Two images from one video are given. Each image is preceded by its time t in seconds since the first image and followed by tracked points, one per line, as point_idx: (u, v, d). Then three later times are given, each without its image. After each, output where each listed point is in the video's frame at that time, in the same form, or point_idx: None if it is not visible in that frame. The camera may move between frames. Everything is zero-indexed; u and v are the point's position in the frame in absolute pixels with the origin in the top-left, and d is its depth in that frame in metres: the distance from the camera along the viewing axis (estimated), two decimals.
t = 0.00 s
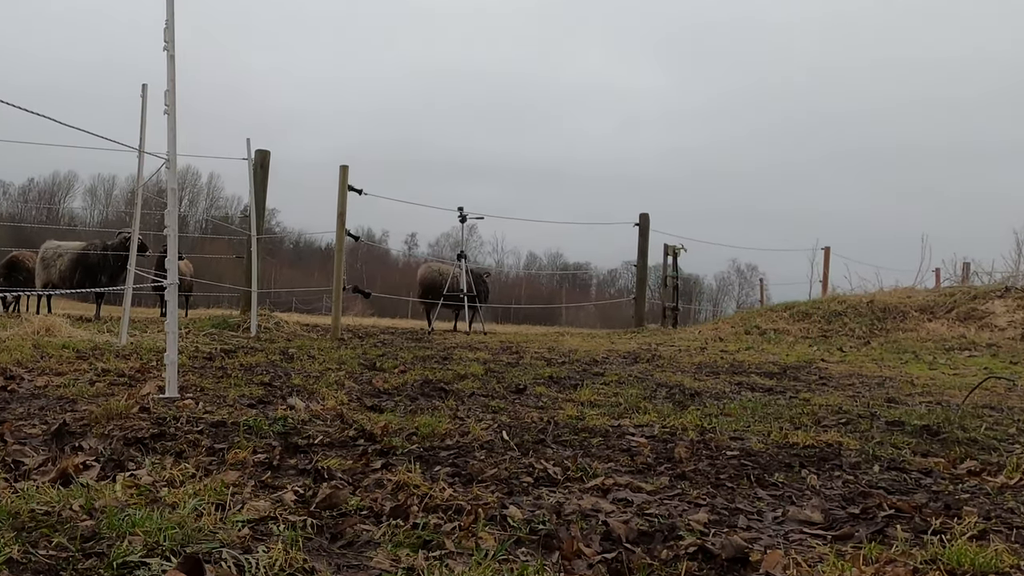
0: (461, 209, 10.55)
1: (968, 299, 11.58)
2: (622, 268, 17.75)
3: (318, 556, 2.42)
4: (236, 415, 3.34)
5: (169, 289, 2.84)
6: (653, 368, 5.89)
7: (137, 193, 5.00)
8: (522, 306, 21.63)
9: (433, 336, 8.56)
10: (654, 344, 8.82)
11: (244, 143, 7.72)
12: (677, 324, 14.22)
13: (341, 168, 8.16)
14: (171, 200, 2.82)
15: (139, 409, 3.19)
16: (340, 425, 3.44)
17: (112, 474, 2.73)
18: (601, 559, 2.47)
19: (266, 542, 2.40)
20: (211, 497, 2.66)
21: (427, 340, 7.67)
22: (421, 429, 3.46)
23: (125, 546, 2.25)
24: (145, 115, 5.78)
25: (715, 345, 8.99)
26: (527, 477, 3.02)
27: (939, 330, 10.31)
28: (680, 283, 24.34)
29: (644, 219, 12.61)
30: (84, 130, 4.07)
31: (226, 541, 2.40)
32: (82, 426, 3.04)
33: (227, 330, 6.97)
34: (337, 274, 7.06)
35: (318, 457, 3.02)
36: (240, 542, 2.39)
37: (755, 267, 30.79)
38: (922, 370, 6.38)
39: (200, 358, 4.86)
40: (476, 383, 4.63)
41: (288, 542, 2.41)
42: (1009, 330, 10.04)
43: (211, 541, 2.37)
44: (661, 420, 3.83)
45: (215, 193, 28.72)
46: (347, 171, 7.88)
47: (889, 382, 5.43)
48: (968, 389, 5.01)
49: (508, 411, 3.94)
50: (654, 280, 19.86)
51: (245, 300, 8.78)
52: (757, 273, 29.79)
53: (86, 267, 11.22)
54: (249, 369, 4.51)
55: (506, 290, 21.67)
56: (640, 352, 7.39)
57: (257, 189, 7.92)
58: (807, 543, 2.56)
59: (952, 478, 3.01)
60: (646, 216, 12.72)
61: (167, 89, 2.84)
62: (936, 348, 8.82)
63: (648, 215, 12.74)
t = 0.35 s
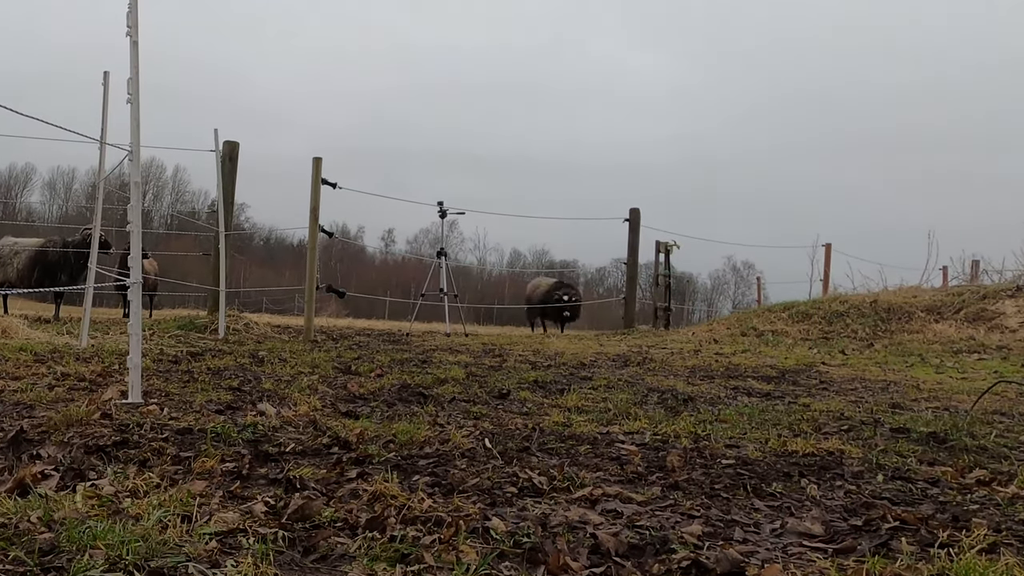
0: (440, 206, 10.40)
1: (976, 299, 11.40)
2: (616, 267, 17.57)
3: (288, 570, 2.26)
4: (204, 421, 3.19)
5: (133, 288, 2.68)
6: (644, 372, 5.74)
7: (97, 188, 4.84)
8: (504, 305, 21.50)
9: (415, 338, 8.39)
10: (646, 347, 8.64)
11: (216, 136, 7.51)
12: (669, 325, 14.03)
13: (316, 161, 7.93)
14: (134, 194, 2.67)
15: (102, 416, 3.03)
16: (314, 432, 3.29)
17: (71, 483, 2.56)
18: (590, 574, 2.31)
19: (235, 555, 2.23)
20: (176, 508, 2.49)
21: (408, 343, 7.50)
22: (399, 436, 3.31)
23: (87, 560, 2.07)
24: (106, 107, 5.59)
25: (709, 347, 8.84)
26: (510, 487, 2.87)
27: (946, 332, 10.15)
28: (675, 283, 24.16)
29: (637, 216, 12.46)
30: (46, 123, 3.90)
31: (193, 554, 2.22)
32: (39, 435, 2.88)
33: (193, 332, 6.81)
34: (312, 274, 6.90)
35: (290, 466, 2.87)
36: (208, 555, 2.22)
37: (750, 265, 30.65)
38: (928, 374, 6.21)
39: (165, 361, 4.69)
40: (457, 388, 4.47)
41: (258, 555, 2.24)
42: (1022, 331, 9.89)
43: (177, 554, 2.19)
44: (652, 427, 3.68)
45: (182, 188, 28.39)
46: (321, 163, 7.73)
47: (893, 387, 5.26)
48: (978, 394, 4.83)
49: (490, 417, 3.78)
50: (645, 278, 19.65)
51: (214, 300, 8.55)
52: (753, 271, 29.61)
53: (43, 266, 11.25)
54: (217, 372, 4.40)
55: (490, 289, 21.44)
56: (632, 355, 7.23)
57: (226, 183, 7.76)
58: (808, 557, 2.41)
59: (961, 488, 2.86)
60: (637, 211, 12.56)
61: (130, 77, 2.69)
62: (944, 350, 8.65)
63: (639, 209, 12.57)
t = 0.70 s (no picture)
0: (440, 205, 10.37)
1: (976, 299, 11.39)
2: (615, 267, 17.55)
3: (288, 570, 2.26)
4: (204, 421, 3.19)
5: (133, 288, 2.68)
6: (644, 372, 5.73)
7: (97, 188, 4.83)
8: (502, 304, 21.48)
9: (415, 338, 8.38)
10: (646, 347, 8.63)
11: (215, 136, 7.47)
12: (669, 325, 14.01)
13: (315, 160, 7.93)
14: (134, 194, 2.67)
15: (101, 416, 3.03)
16: (314, 432, 3.29)
17: (71, 483, 2.56)
18: (590, 574, 2.31)
19: (235, 555, 2.23)
20: (176, 508, 2.49)
21: (408, 342, 7.50)
22: (398, 436, 3.31)
23: (87, 560, 2.08)
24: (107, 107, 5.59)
25: (709, 347, 8.82)
26: (510, 487, 2.87)
27: (946, 332, 10.13)
28: (673, 282, 24.14)
29: (637, 215, 12.45)
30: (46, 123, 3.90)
31: (193, 554, 2.22)
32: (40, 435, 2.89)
33: (193, 332, 6.81)
34: (313, 274, 6.88)
35: (290, 466, 2.87)
36: (208, 555, 2.22)
37: (750, 264, 30.54)
38: (929, 374, 6.20)
39: (165, 361, 4.69)
40: (458, 387, 4.46)
41: (258, 555, 2.25)
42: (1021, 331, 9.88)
43: (177, 554, 2.19)
44: (652, 427, 3.68)
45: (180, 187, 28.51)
46: (320, 162, 7.70)
47: (894, 387, 5.25)
48: (980, 394, 4.82)
49: (490, 417, 3.78)
50: (645, 276, 19.61)
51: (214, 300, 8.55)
52: (753, 270, 29.54)
53: (43, 266, 11.25)
54: (217, 372, 4.41)
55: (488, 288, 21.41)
56: (631, 355, 7.23)
57: (225, 182, 7.74)
58: (808, 556, 2.41)
59: (961, 488, 2.86)
60: (638, 210, 12.54)
61: (132, 77, 2.69)
62: (944, 350, 8.63)
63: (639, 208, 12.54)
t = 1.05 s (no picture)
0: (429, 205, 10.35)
1: (967, 299, 11.40)
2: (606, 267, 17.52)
3: (278, 570, 2.26)
4: (194, 421, 3.19)
5: (124, 288, 2.68)
6: (634, 372, 5.73)
7: (86, 187, 4.82)
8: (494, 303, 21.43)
9: (405, 338, 8.38)
10: (637, 347, 8.60)
11: (204, 134, 7.44)
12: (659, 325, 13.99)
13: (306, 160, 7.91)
14: (124, 194, 2.66)
15: (91, 416, 3.02)
16: (305, 432, 3.29)
17: (62, 483, 2.56)
18: (580, 574, 2.31)
19: (225, 555, 2.24)
20: (166, 508, 2.49)
21: (399, 343, 7.49)
22: (388, 436, 3.31)
23: (76, 560, 2.08)
24: (98, 107, 5.57)
25: (700, 347, 8.82)
26: (501, 487, 2.87)
27: (937, 332, 10.13)
28: (663, 282, 24.14)
29: (627, 214, 12.43)
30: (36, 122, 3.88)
31: (183, 554, 2.22)
32: (30, 436, 2.89)
33: (183, 332, 6.81)
34: (302, 273, 6.86)
35: (280, 465, 2.87)
36: (198, 555, 2.22)
37: (742, 265, 30.53)
38: (918, 374, 6.19)
39: (155, 361, 4.69)
40: (448, 387, 4.46)
41: (248, 555, 2.25)
42: (1012, 331, 9.89)
43: (167, 554, 2.19)
44: (643, 427, 3.68)
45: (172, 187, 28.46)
46: (312, 162, 7.69)
47: (884, 387, 5.24)
48: (969, 394, 4.81)
49: (480, 417, 3.78)
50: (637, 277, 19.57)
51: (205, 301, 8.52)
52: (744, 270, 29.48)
53: (34, 266, 11.25)
54: (207, 372, 4.41)
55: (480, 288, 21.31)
56: (621, 355, 7.23)
57: (214, 181, 7.72)
58: (798, 557, 2.41)
59: (951, 488, 2.86)
60: (627, 210, 12.52)
61: (122, 77, 2.68)
62: (934, 350, 8.63)
63: (629, 208, 12.54)
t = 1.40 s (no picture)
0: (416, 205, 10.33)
1: (955, 299, 11.42)
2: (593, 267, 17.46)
3: (265, 570, 2.26)
4: (180, 421, 3.19)
5: (109, 288, 2.68)
6: (620, 372, 5.73)
7: (72, 187, 4.80)
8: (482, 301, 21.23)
9: (391, 338, 8.38)
10: (623, 347, 8.58)
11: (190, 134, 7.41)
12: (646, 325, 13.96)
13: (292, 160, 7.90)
14: (110, 194, 2.66)
15: (77, 416, 3.02)
16: (292, 432, 3.29)
17: (47, 483, 2.56)
18: (566, 573, 2.31)
19: (212, 555, 2.23)
20: (152, 508, 2.49)
21: (386, 343, 7.48)
22: (375, 436, 3.31)
23: (62, 559, 2.08)
24: (86, 106, 5.55)
25: (686, 347, 8.82)
26: (487, 487, 2.87)
27: (924, 332, 10.14)
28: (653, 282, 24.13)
29: (613, 215, 12.42)
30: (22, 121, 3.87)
31: (170, 554, 2.22)
32: (16, 436, 2.88)
33: (169, 332, 6.80)
34: (287, 273, 6.85)
35: (267, 465, 2.87)
36: (184, 555, 2.22)
37: (728, 265, 30.50)
38: (905, 374, 6.19)
39: (141, 362, 4.69)
40: (434, 387, 4.45)
41: (234, 555, 2.25)
42: (998, 331, 9.91)
43: (153, 554, 2.19)
44: (629, 427, 3.69)
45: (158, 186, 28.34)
46: (298, 162, 7.69)
47: (870, 387, 5.24)
48: (955, 393, 4.81)
49: (467, 417, 3.78)
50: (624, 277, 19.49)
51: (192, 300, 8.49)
52: (730, 270, 29.39)
53: (21, 266, 11.20)
54: (193, 372, 4.41)
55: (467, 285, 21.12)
56: (607, 355, 7.22)
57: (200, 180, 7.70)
58: (785, 556, 2.41)
59: (937, 488, 2.86)
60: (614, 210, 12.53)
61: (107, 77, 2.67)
62: (921, 350, 8.64)
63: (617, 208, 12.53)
